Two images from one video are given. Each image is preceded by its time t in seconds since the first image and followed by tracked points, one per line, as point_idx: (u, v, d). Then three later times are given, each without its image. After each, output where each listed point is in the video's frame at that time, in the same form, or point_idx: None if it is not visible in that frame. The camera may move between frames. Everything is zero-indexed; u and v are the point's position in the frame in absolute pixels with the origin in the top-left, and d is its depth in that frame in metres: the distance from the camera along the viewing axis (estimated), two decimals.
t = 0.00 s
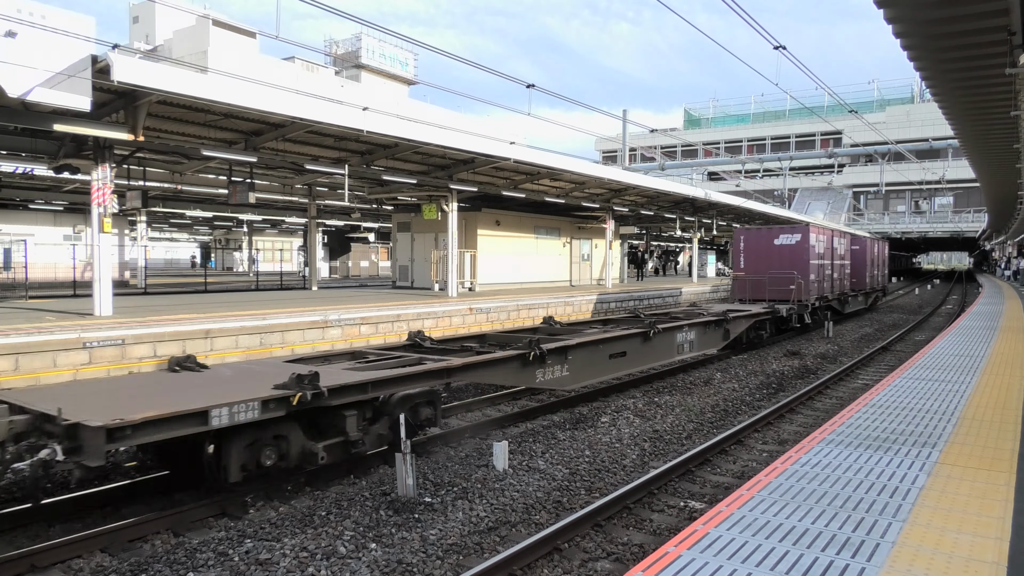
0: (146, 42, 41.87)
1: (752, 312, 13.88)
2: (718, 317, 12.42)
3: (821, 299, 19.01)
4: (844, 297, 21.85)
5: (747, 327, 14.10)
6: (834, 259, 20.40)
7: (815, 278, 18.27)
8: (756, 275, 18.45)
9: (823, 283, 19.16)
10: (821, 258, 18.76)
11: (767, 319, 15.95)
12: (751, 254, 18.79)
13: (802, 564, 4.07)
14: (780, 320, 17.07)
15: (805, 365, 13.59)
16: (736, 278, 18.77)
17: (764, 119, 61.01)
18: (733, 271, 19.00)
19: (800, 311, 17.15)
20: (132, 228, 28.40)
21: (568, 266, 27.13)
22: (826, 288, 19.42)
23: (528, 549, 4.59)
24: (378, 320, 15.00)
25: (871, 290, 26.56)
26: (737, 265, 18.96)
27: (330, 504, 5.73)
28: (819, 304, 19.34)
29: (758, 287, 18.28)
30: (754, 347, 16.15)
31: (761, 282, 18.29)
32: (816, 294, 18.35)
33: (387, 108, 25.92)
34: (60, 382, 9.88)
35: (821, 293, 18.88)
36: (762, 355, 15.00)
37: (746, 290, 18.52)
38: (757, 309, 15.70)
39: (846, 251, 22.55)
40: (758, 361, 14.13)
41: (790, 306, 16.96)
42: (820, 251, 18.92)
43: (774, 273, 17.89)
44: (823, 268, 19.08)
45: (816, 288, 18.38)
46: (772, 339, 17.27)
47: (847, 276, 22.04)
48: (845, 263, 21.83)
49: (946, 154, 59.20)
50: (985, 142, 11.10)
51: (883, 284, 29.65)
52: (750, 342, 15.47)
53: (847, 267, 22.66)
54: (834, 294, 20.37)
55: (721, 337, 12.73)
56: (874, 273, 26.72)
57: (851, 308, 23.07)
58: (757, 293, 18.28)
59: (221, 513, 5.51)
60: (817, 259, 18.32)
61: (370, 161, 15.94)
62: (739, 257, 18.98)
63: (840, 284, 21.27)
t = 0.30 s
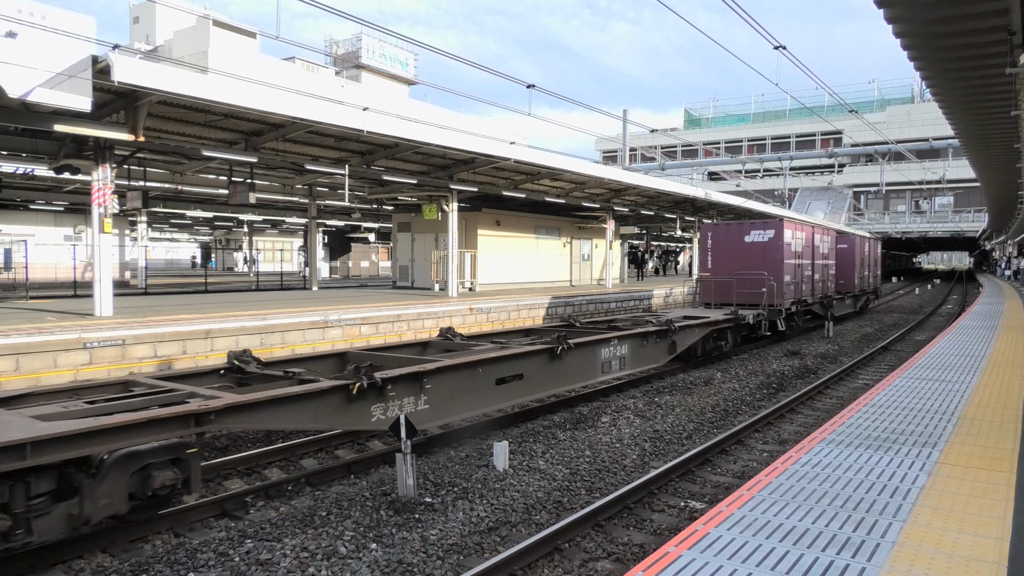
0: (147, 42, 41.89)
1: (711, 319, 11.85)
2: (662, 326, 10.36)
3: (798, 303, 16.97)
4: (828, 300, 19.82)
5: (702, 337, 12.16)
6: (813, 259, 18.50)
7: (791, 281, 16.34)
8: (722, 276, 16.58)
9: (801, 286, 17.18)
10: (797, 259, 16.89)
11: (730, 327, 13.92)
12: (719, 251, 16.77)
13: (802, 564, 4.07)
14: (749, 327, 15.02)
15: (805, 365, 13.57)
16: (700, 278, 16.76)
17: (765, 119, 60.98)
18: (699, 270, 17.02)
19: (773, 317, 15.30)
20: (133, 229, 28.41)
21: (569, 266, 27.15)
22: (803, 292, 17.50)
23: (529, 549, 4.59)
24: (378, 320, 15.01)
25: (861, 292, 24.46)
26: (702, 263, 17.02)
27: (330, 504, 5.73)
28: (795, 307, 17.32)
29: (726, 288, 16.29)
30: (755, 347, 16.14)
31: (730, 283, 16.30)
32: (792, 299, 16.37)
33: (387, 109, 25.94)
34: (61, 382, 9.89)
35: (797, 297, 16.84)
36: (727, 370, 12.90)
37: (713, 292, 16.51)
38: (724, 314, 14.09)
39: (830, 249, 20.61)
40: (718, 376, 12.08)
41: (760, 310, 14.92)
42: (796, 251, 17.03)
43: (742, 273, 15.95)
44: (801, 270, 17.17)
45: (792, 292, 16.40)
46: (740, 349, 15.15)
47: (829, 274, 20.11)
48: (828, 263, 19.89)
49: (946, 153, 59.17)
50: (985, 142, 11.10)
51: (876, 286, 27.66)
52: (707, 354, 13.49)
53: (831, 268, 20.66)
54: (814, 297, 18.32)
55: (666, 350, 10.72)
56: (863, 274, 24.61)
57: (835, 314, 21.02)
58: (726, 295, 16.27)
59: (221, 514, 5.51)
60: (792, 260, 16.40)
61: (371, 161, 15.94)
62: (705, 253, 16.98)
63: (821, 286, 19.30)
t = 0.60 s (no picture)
0: (146, 42, 41.87)
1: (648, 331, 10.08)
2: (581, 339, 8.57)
3: (767, 309, 15.21)
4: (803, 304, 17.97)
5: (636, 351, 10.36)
6: (787, 258, 16.72)
7: (760, 283, 14.59)
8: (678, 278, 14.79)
9: (772, 288, 15.41)
10: (768, 259, 15.18)
11: (677, 340, 12.20)
12: (678, 249, 15.04)
13: (802, 564, 4.06)
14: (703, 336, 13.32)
15: (806, 365, 13.56)
16: (656, 280, 15.06)
17: (765, 119, 60.96)
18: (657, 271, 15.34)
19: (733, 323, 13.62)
20: (132, 229, 28.38)
21: (569, 266, 27.15)
22: (776, 296, 15.76)
23: (529, 549, 4.59)
24: (378, 320, 15.01)
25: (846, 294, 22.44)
26: (660, 262, 15.32)
27: (330, 504, 5.73)
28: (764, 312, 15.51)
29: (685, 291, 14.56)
30: (755, 347, 16.13)
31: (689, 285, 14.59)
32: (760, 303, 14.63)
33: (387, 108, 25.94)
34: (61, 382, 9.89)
35: (767, 301, 15.07)
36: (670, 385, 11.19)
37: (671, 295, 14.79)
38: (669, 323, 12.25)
39: (810, 247, 18.66)
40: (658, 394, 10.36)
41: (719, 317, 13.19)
42: (768, 250, 15.32)
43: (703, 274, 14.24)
44: (772, 271, 15.47)
45: (760, 295, 14.63)
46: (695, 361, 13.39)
47: (806, 275, 18.28)
48: (806, 263, 18.08)
49: (946, 153, 59.17)
50: (986, 142, 11.10)
51: (866, 287, 25.64)
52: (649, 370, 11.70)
53: (810, 268, 18.75)
54: (786, 301, 16.49)
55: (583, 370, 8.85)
56: (850, 273, 22.64)
57: (813, 318, 19.09)
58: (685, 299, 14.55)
59: (221, 514, 5.51)
60: (760, 260, 14.68)
61: (371, 161, 15.95)
62: (663, 253, 15.28)
63: (797, 289, 17.48)
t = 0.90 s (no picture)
0: (146, 42, 41.90)
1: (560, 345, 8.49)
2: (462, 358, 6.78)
3: (727, 316, 13.76)
4: (775, 309, 16.47)
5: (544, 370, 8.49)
6: (753, 257, 15.33)
7: (718, 286, 13.12)
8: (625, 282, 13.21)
9: (734, 292, 13.94)
10: (729, 259, 13.73)
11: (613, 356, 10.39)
12: (624, 249, 13.72)
13: (802, 564, 4.07)
14: (644, 349, 12.26)
15: (806, 365, 13.54)
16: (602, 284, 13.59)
17: (765, 119, 60.96)
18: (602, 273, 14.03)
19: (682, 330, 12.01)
20: (132, 229, 28.39)
21: (569, 266, 27.15)
22: (740, 300, 14.35)
23: (529, 549, 4.59)
24: (378, 320, 14.99)
25: (830, 297, 20.72)
26: (605, 264, 14.01)
27: (330, 504, 5.73)
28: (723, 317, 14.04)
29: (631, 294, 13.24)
30: (755, 347, 16.11)
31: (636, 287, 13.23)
32: (717, 310, 13.12)
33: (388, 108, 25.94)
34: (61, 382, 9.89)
35: (726, 306, 13.48)
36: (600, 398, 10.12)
37: (615, 299, 13.46)
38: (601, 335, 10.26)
39: (783, 247, 17.14)
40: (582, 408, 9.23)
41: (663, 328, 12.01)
42: (730, 248, 13.92)
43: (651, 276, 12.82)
44: (734, 272, 14.00)
45: (718, 299, 13.13)
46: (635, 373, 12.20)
47: (778, 277, 16.72)
48: (778, 265, 16.60)
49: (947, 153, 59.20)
50: (986, 142, 11.10)
51: (854, 290, 23.87)
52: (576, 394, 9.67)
53: (784, 269, 17.25)
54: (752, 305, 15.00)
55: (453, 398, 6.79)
56: (834, 274, 20.95)
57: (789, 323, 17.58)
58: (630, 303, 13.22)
59: (221, 514, 5.50)
60: (717, 259, 13.19)
61: (371, 161, 15.96)
62: (608, 252, 13.92)
63: (766, 293, 16.01)
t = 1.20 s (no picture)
0: (146, 42, 41.92)
1: (412, 370, 6.43)
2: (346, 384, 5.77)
3: (672, 324, 11.65)
4: (742, 314, 14.28)
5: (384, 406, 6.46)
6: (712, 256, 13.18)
7: (661, 289, 11.10)
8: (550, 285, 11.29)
9: (684, 296, 11.86)
10: (679, 258, 11.67)
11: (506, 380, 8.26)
12: (548, 245, 11.61)
13: (802, 564, 4.07)
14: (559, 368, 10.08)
15: (806, 365, 13.53)
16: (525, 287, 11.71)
17: (765, 119, 60.95)
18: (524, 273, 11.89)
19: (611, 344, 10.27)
20: (133, 229, 28.40)
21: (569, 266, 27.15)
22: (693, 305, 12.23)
23: (529, 549, 4.59)
24: (378, 321, 14.96)
25: (811, 299, 18.43)
26: (528, 262, 11.84)
27: (330, 504, 5.73)
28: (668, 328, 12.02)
29: (552, 298, 11.26)
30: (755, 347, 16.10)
31: (563, 291, 11.17)
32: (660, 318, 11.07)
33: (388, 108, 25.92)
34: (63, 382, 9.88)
35: (671, 314, 11.47)
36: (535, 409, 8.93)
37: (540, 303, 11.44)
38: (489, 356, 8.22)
39: (753, 243, 14.91)
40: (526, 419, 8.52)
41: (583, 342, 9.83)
42: (682, 245, 11.81)
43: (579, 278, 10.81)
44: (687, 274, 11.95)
45: (659, 306, 11.05)
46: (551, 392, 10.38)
47: (747, 279, 14.52)
48: (745, 264, 14.37)
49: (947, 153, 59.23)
50: (986, 141, 11.09)
51: (842, 291, 21.54)
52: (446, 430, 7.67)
53: (756, 269, 15.01)
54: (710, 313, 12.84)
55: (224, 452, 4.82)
56: (817, 275, 18.67)
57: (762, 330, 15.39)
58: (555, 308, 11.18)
59: (221, 514, 5.51)
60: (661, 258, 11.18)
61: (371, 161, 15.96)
62: (530, 248, 11.83)
63: (728, 298, 13.82)
